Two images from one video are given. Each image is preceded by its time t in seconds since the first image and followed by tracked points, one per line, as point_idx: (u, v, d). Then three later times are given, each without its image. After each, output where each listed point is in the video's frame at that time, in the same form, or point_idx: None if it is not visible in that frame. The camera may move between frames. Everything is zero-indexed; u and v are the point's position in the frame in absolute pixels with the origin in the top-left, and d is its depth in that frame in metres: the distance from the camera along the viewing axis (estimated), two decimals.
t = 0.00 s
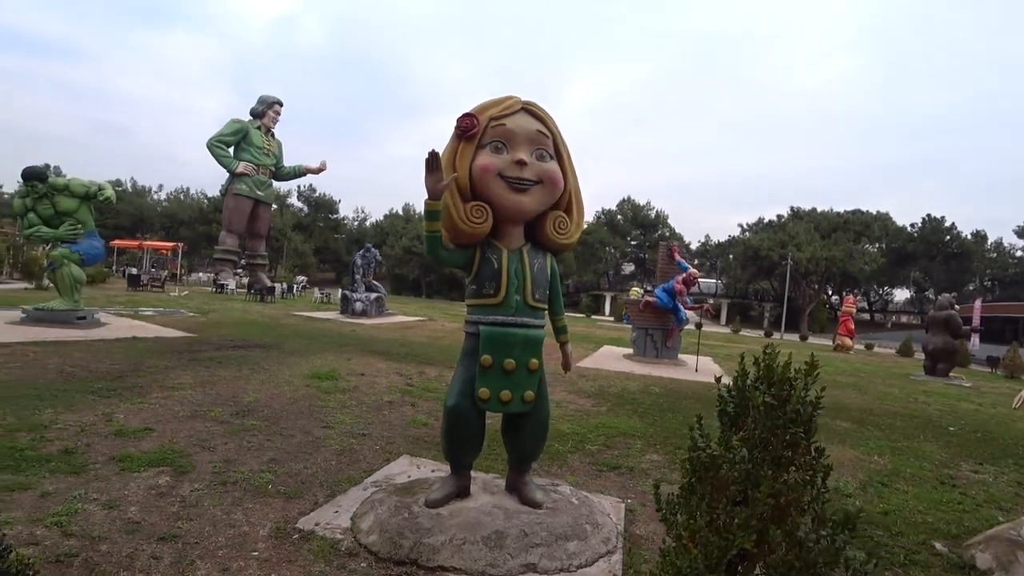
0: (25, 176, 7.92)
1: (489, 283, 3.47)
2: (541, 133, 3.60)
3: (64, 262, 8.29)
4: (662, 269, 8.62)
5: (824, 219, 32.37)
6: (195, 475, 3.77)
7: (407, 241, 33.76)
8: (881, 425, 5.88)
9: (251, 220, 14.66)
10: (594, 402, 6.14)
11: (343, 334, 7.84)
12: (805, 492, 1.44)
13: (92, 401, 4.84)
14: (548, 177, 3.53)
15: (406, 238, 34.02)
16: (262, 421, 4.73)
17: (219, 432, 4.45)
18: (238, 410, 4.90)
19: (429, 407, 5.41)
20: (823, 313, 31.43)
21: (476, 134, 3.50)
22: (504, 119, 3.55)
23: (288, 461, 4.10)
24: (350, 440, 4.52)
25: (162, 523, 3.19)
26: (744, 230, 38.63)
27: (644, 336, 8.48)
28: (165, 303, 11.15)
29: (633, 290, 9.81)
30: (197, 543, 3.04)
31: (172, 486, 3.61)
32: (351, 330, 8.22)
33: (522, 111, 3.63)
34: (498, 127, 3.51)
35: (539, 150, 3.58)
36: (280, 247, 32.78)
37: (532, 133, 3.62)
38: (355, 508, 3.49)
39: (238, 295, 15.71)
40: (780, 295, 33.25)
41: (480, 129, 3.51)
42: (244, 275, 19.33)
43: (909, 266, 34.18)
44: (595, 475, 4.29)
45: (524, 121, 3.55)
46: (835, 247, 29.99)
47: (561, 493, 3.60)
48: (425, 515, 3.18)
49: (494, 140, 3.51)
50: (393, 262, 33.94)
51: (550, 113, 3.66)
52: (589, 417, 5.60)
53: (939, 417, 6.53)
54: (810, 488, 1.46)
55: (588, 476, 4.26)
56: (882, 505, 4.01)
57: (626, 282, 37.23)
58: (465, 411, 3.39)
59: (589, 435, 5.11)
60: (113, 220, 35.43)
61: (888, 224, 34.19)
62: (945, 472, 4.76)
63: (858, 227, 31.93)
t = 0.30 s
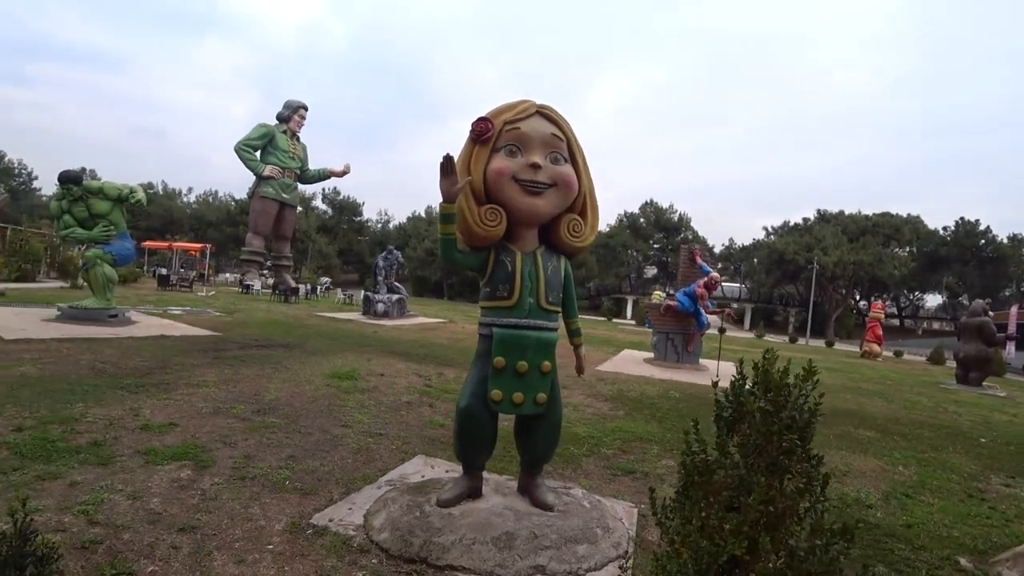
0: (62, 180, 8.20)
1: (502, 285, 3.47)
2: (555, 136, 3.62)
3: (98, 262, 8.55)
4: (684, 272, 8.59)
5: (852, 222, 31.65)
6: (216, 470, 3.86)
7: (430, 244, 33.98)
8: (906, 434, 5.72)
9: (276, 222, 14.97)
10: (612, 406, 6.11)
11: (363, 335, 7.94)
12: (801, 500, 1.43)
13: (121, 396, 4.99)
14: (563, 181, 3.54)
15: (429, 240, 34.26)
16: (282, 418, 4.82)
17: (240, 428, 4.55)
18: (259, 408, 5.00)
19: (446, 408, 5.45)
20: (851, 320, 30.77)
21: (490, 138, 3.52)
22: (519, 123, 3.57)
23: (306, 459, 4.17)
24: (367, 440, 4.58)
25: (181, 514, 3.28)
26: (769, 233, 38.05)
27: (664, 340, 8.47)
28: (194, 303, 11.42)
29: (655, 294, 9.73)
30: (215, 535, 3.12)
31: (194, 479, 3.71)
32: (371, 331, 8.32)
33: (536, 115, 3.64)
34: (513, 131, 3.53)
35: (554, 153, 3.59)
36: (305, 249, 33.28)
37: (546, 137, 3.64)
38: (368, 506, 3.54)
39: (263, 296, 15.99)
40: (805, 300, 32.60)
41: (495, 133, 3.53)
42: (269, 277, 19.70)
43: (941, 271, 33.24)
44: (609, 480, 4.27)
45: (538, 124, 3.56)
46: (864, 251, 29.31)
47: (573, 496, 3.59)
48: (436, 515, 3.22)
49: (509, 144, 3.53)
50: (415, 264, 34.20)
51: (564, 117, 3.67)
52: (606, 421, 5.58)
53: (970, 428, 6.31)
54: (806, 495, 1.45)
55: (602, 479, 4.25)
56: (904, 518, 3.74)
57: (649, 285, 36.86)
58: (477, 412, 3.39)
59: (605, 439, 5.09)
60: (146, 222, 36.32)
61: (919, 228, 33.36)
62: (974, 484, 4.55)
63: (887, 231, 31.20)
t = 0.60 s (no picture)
0: (93, 183, 8.46)
1: (514, 288, 3.48)
2: (567, 140, 3.63)
3: (126, 263, 8.79)
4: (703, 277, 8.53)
5: (876, 225, 30.94)
6: (234, 465, 3.94)
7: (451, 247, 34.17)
8: (928, 442, 5.58)
9: (298, 225, 15.23)
10: (627, 409, 6.09)
11: (381, 336, 8.03)
12: (789, 502, 1.42)
13: (145, 393, 5.12)
14: (574, 185, 3.55)
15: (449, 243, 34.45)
16: (300, 417, 4.90)
17: (258, 426, 4.64)
18: (278, 406, 5.10)
19: (461, 409, 5.49)
20: (876, 325, 30.14)
21: (502, 142, 3.54)
22: (531, 127, 3.59)
23: (321, 457, 4.24)
24: (382, 439, 4.64)
25: (199, 507, 3.36)
26: (794, 236, 37.46)
27: (683, 344, 8.47)
28: (219, 304, 11.64)
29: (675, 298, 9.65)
30: (231, 528, 3.19)
31: (213, 474, 3.79)
32: (389, 332, 8.41)
33: (549, 119, 3.66)
34: (525, 136, 3.55)
35: (566, 157, 3.60)
36: (327, 251, 33.71)
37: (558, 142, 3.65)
38: (380, 503, 3.59)
39: (285, 297, 16.23)
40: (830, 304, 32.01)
41: (507, 138, 3.56)
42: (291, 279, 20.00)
43: (972, 275, 32.34)
44: (622, 483, 4.25)
45: (550, 129, 3.58)
46: (890, 254, 28.68)
47: (582, 499, 3.60)
48: (446, 514, 3.25)
49: (521, 148, 3.55)
50: (435, 266, 34.40)
51: (577, 121, 3.69)
52: (620, 425, 5.55)
53: (997, 437, 6.12)
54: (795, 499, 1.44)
55: (615, 483, 4.23)
56: (924, 528, 3.65)
57: (667, 289, 36.51)
58: (487, 413, 3.40)
59: (619, 443, 5.06)
60: (173, 224, 37.08)
61: (949, 231, 32.54)
62: (998, 495, 4.40)
63: (914, 234, 30.48)
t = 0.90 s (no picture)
0: (113, 193, 8.64)
1: (521, 290, 3.46)
2: (573, 144, 3.63)
3: (145, 271, 8.95)
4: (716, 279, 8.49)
5: (894, 224, 30.46)
6: (249, 467, 3.99)
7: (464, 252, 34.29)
8: (946, 445, 5.48)
9: (313, 231, 15.39)
10: (640, 412, 6.06)
11: (394, 341, 8.09)
12: (780, 499, 1.41)
13: (163, 397, 5.21)
14: (580, 188, 3.55)
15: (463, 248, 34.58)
16: (314, 420, 4.95)
17: (273, 429, 4.70)
18: (292, 410, 5.15)
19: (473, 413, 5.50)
20: (896, 326, 29.67)
21: (508, 148, 3.56)
22: (537, 132, 3.60)
23: (334, 459, 4.28)
24: (394, 442, 4.67)
25: (215, 508, 3.41)
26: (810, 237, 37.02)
27: (697, 347, 8.43)
28: (236, 310, 11.80)
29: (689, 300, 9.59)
30: (246, 527, 3.24)
31: (228, 475, 3.85)
32: (403, 337, 8.47)
33: (554, 124, 3.67)
34: (531, 140, 3.56)
35: (572, 161, 3.60)
36: (342, 257, 34.00)
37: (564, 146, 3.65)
38: (391, 505, 3.61)
39: (301, 303, 16.40)
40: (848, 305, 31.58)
41: (513, 143, 3.57)
42: (306, 284, 20.22)
43: (994, 274, 31.69)
44: (633, 486, 4.22)
45: (556, 133, 3.58)
46: (909, 254, 28.24)
47: (592, 501, 3.59)
48: (455, 514, 3.26)
49: (527, 153, 3.56)
50: (449, 271, 34.52)
51: (582, 125, 3.69)
52: (632, 428, 5.53)
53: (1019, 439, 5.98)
54: (788, 495, 1.43)
55: (626, 486, 4.20)
56: (941, 531, 3.59)
57: (682, 291, 36.20)
58: (495, 415, 3.39)
59: (631, 446, 5.04)
60: (191, 232, 37.63)
61: (970, 230, 31.94)
62: (1019, 498, 4.30)
63: (933, 233, 29.95)
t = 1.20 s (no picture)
0: (120, 202, 8.72)
1: (522, 293, 3.45)
2: (572, 148, 3.63)
3: (152, 278, 9.04)
4: (722, 280, 8.52)
5: (900, 223, 30.31)
6: (255, 471, 4.02)
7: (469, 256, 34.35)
8: (954, 444, 5.44)
9: (319, 237, 15.48)
10: (644, 414, 6.06)
11: (399, 345, 8.12)
12: (770, 494, 1.41)
13: (171, 402, 5.25)
14: (580, 191, 3.55)
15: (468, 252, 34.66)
16: (320, 424, 4.97)
17: (279, 433, 4.72)
18: (298, 414, 5.18)
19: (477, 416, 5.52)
20: (903, 325, 29.50)
21: (508, 152, 3.56)
22: (537, 136, 3.60)
23: (340, 462, 4.30)
24: (399, 446, 4.68)
25: (221, 510, 3.43)
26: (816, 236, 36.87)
27: (702, 348, 8.42)
28: (243, 316, 11.87)
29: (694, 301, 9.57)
30: (252, 530, 3.26)
31: (235, 479, 3.87)
32: (408, 341, 8.50)
33: (553, 128, 3.67)
34: (530, 144, 3.56)
35: (571, 165, 3.60)
36: (347, 262, 34.13)
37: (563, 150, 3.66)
38: (395, 507, 3.63)
39: (307, 309, 16.48)
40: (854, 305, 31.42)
41: (513, 147, 3.57)
42: (312, 290, 20.29)
43: (1002, 271, 31.43)
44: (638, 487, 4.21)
45: (555, 136, 3.59)
46: (915, 253, 28.08)
47: (595, 502, 3.59)
48: (458, 516, 3.26)
49: (526, 157, 3.56)
50: (455, 275, 34.58)
51: (582, 129, 3.69)
52: (637, 430, 5.52)
53: None
54: (777, 491, 1.42)
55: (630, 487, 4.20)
56: (947, 531, 3.56)
57: (688, 292, 36.05)
58: (497, 417, 3.39)
59: (636, 447, 5.03)
60: (197, 239, 37.86)
61: (977, 228, 31.74)
62: None
63: (939, 231, 29.76)
